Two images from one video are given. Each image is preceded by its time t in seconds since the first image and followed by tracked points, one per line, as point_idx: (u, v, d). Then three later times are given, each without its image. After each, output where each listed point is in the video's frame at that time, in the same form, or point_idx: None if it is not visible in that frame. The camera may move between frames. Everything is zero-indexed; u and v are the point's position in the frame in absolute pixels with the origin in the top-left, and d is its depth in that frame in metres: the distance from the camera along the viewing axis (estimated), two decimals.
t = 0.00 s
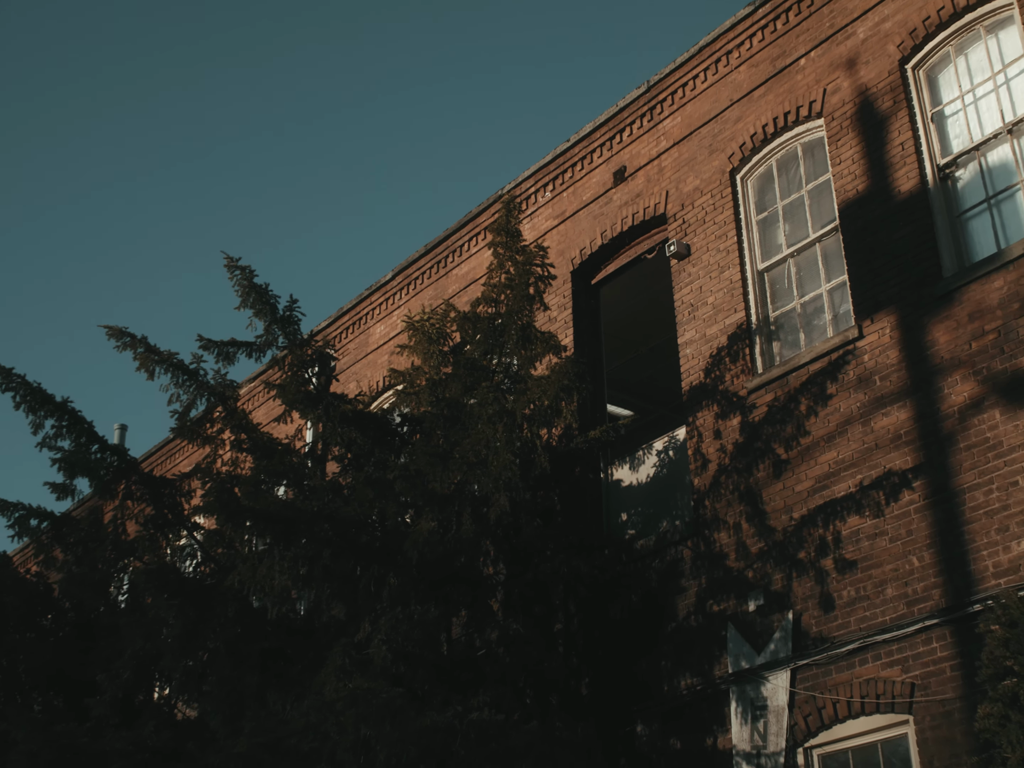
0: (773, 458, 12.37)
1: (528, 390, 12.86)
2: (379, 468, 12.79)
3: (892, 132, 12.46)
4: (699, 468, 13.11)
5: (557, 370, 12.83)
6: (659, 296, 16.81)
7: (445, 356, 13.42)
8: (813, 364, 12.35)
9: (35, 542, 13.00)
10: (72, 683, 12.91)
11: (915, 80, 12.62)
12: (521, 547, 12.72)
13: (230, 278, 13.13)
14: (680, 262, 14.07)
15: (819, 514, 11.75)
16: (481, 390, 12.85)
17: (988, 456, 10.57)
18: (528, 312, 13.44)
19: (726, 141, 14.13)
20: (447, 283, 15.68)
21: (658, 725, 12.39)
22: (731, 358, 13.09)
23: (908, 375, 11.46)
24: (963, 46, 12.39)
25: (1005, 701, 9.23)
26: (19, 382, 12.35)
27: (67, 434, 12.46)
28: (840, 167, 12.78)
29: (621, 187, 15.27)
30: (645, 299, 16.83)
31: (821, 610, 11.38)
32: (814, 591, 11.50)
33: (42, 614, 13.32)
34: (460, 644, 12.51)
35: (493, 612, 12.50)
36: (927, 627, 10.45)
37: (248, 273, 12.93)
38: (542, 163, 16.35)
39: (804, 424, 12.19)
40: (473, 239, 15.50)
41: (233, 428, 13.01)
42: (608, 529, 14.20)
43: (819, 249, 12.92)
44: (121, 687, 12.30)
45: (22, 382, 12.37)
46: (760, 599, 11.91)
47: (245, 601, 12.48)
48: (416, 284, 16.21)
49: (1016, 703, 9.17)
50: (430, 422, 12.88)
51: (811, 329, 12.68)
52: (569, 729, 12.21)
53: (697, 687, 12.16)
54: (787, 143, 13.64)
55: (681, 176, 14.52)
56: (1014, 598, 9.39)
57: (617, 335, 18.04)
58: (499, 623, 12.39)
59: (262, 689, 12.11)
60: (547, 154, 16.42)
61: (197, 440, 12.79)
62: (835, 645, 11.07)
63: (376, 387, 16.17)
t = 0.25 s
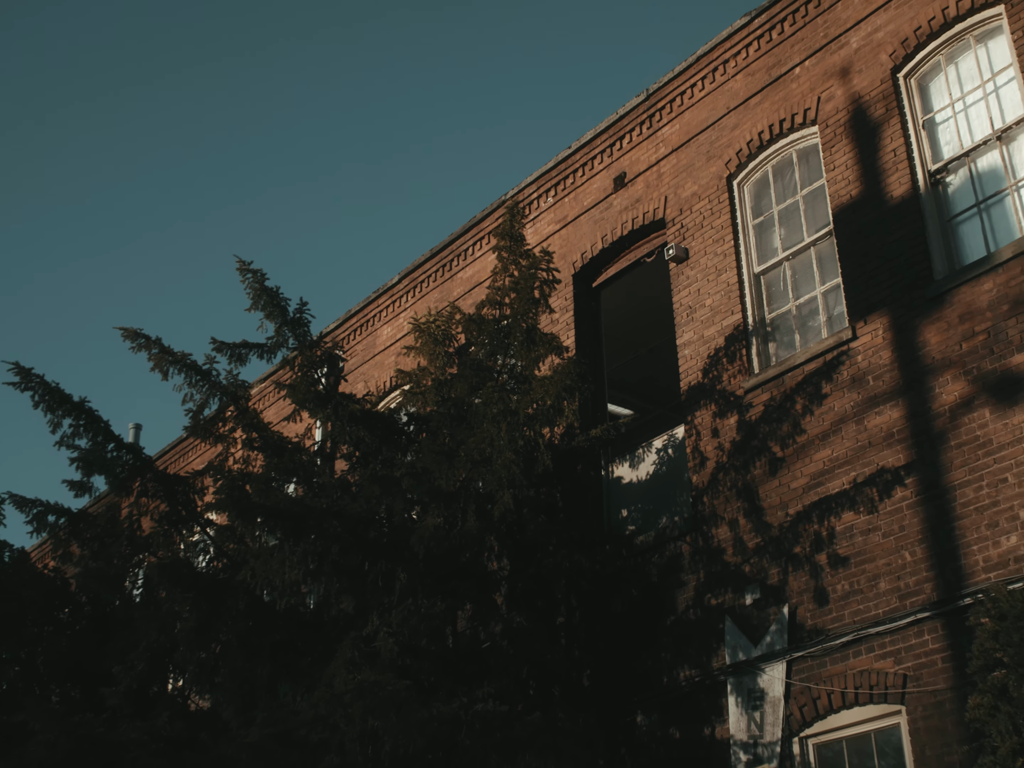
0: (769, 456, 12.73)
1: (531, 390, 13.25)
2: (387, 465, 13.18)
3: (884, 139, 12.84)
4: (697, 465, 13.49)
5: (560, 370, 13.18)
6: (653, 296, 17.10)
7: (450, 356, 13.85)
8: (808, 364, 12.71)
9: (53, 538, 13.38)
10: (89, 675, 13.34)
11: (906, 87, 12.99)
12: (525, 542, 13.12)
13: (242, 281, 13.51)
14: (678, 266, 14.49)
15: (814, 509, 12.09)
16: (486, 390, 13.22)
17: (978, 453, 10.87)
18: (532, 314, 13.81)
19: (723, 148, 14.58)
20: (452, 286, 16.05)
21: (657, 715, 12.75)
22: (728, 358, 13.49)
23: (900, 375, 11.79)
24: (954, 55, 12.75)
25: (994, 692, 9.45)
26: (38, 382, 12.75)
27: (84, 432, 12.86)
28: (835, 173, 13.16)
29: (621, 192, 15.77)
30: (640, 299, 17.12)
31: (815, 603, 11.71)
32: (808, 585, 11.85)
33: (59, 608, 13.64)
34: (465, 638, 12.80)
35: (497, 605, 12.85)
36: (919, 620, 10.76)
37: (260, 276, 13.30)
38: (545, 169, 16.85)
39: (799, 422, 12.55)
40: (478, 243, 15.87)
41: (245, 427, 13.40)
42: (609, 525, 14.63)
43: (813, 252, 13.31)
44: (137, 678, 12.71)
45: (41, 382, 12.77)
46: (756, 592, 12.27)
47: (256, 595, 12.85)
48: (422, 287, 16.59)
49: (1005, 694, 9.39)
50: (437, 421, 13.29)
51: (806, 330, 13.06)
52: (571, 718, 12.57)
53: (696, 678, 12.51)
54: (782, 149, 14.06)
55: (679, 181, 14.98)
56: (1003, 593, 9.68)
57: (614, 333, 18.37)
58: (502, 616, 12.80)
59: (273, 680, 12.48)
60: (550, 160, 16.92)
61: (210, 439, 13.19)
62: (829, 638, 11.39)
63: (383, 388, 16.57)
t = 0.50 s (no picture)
0: (765, 454, 13.11)
1: (534, 390, 13.64)
2: (393, 463, 13.58)
3: (876, 146, 13.23)
4: (695, 462, 13.88)
5: (561, 371, 13.55)
6: (655, 299, 17.50)
7: (454, 357, 14.26)
8: (802, 365, 13.08)
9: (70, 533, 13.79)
10: (104, 667, 13.78)
11: (897, 96, 13.38)
12: (529, 537, 13.51)
13: (253, 284, 13.90)
14: (677, 269, 14.90)
15: (809, 506, 12.46)
16: (489, 390, 13.61)
17: (967, 451, 11.22)
18: (535, 317, 14.20)
19: (719, 155, 14.99)
20: (456, 289, 16.45)
21: (656, 706, 13.12)
22: (724, 359, 13.89)
23: (892, 375, 12.15)
24: (943, 64, 13.14)
25: (984, 683, 9.68)
26: (56, 382, 13.15)
27: (100, 431, 13.27)
28: (828, 179, 13.55)
29: (620, 198, 16.19)
30: (641, 302, 17.53)
31: (810, 597, 12.07)
32: (802, 579, 12.21)
33: (76, 602, 14.18)
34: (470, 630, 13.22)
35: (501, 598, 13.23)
36: (910, 614, 11.08)
37: (271, 279, 13.70)
38: (546, 175, 17.26)
39: (793, 421, 12.93)
40: (481, 247, 16.25)
41: (255, 426, 13.79)
42: (609, 521, 15.05)
43: (807, 256, 13.70)
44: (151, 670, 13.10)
45: (58, 382, 13.16)
46: (752, 586, 12.65)
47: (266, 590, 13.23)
48: (427, 289, 16.98)
49: (993, 684, 9.64)
50: (444, 420, 13.65)
51: (800, 331, 13.45)
52: (572, 708, 12.93)
53: (693, 670, 12.87)
54: (777, 156, 14.48)
55: (677, 187, 15.39)
56: (992, 587, 9.93)
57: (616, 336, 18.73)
58: (506, 610, 13.08)
59: (283, 672, 12.84)
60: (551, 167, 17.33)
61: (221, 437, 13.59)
62: (823, 630, 11.73)
63: (389, 388, 16.98)
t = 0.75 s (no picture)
0: (761, 452, 13.47)
1: (535, 389, 13.99)
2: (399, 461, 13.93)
3: (869, 152, 13.60)
4: (694, 459, 14.24)
5: (561, 371, 13.88)
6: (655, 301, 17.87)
7: (458, 357, 14.65)
8: (798, 365, 13.43)
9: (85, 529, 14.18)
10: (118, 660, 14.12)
11: (890, 103, 13.74)
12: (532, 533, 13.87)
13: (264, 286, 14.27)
14: (675, 272, 15.28)
15: (804, 502, 12.80)
16: (492, 389, 14.00)
17: (958, 448, 11.56)
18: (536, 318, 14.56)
19: (717, 160, 15.37)
20: (460, 291, 16.82)
21: (656, 697, 13.48)
22: (722, 360, 14.25)
23: (884, 374, 12.50)
24: (934, 72, 13.50)
25: (974, 675, 9.94)
26: (72, 383, 13.53)
27: (115, 430, 13.65)
28: (823, 184, 13.93)
29: (620, 202, 16.57)
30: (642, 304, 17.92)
31: (805, 590, 12.41)
32: (798, 573, 12.55)
33: (91, 596, 14.56)
34: (474, 623, 13.61)
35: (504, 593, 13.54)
36: (903, 607, 11.41)
37: (280, 282, 14.06)
38: (548, 180, 17.64)
39: (789, 420, 13.29)
40: (485, 251, 16.62)
41: (265, 425, 14.16)
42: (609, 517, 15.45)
43: (802, 259, 14.07)
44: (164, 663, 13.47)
45: (74, 382, 13.54)
46: (749, 581, 13.00)
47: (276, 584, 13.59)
48: (432, 292, 17.35)
49: (984, 676, 9.89)
50: (449, 419, 14.05)
51: (795, 332, 13.80)
52: (574, 699, 13.29)
53: (692, 662, 13.24)
54: (773, 162, 14.86)
55: (676, 192, 15.77)
56: (984, 581, 10.04)
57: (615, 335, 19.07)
58: (509, 604, 13.60)
59: (292, 664, 13.19)
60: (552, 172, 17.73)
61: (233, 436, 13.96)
62: (818, 623, 12.08)
63: (395, 388, 17.35)
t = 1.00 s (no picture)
0: (757, 450, 13.85)
1: (537, 388, 14.38)
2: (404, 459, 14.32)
3: (861, 158, 13.99)
4: (692, 457, 14.64)
5: (560, 370, 14.23)
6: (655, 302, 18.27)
7: (462, 359, 15.06)
8: (793, 365, 13.81)
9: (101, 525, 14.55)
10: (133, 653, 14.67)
11: (882, 110, 14.12)
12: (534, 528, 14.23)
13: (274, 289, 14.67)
14: (674, 275, 15.68)
15: (800, 498, 13.18)
16: (495, 389, 14.40)
17: (949, 446, 11.92)
18: (538, 320, 14.95)
19: (714, 166, 15.77)
20: (464, 294, 17.21)
21: (655, 688, 13.87)
22: (720, 360, 14.64)
23: (877, 374, 12.87)
24: (925, 80, 13.88)
25: (965, 666, 10.19)
26: (87, 383, 13.93)
27: (129, 430, 14.05)
28: (817, 189, 14.31)
29: (620, 207, 16.97)
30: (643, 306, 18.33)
31: (801, 584, 12.77)
32: (794, 568, 12.92)
33: (106, 590, 14.98)
34: (479, 617, 13.99)
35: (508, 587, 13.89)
36: (895, 601, 11.77)
37: (290, 285, 14.46)
38: (550, 186, 18.05)
39: (784, 419, 13.68)
40: (489, 254, 17.01)
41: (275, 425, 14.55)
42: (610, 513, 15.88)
43: (797, 261, 14.46)
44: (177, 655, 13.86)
45: (89, 383, 13.94)
46: (746, 575, 13.38)
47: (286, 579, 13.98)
48: (437, 294, 17.75)
49: (975, 667, 10.14)
50: (453, 418, 14.49)
51: (790, 333, 14.19)
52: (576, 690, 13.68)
53: (690, 654, 13.62)
54: (768, 167, 15.26)
55: (674, 197, 16.17)
56: (973, 574, 10.25)
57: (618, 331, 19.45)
58: (512, 598, 13.91)
59: (301, 657, 13.56)
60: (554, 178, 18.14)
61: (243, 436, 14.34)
62: (813, 617, 12.45)
63: (402, 388, 17.75)
